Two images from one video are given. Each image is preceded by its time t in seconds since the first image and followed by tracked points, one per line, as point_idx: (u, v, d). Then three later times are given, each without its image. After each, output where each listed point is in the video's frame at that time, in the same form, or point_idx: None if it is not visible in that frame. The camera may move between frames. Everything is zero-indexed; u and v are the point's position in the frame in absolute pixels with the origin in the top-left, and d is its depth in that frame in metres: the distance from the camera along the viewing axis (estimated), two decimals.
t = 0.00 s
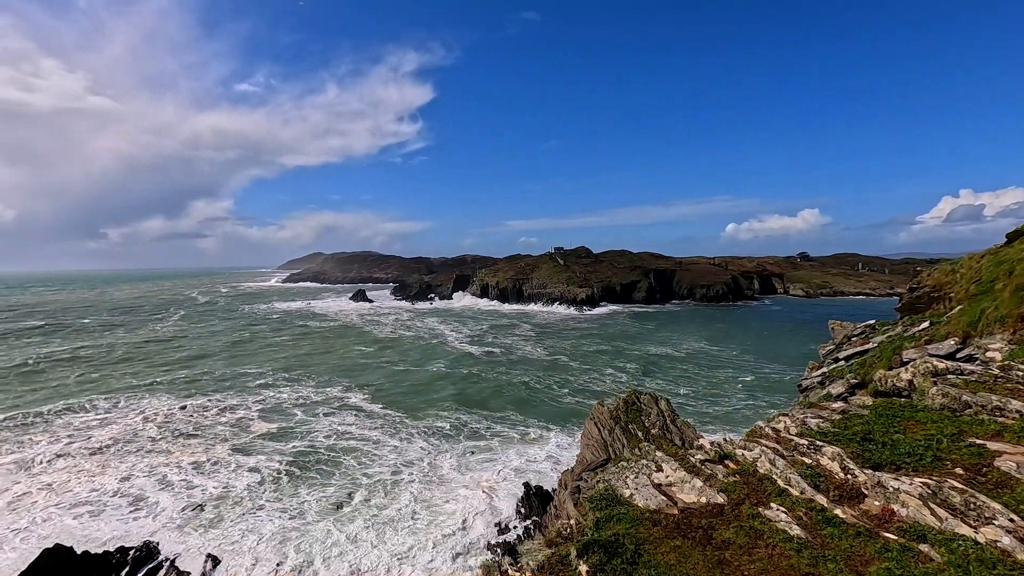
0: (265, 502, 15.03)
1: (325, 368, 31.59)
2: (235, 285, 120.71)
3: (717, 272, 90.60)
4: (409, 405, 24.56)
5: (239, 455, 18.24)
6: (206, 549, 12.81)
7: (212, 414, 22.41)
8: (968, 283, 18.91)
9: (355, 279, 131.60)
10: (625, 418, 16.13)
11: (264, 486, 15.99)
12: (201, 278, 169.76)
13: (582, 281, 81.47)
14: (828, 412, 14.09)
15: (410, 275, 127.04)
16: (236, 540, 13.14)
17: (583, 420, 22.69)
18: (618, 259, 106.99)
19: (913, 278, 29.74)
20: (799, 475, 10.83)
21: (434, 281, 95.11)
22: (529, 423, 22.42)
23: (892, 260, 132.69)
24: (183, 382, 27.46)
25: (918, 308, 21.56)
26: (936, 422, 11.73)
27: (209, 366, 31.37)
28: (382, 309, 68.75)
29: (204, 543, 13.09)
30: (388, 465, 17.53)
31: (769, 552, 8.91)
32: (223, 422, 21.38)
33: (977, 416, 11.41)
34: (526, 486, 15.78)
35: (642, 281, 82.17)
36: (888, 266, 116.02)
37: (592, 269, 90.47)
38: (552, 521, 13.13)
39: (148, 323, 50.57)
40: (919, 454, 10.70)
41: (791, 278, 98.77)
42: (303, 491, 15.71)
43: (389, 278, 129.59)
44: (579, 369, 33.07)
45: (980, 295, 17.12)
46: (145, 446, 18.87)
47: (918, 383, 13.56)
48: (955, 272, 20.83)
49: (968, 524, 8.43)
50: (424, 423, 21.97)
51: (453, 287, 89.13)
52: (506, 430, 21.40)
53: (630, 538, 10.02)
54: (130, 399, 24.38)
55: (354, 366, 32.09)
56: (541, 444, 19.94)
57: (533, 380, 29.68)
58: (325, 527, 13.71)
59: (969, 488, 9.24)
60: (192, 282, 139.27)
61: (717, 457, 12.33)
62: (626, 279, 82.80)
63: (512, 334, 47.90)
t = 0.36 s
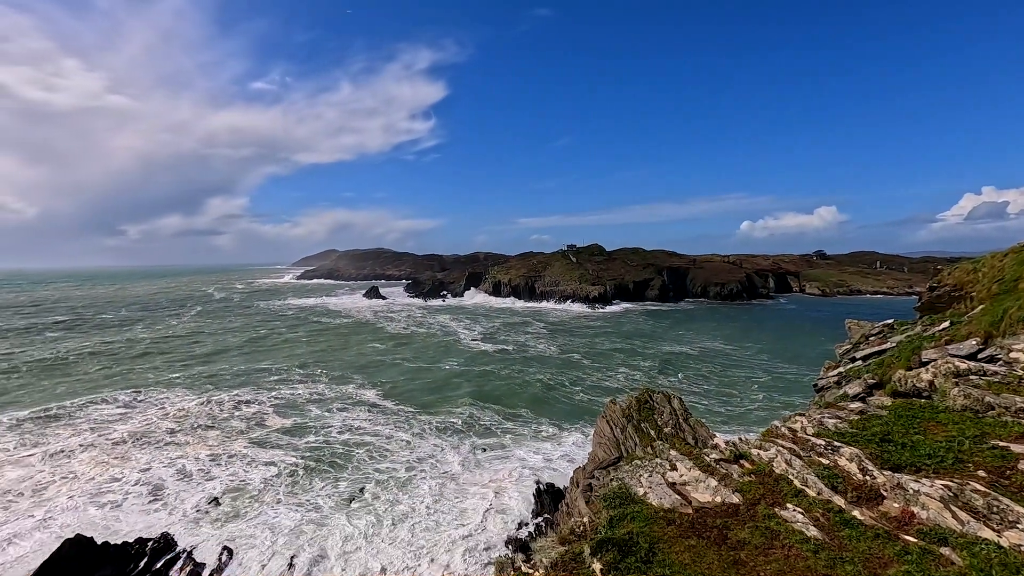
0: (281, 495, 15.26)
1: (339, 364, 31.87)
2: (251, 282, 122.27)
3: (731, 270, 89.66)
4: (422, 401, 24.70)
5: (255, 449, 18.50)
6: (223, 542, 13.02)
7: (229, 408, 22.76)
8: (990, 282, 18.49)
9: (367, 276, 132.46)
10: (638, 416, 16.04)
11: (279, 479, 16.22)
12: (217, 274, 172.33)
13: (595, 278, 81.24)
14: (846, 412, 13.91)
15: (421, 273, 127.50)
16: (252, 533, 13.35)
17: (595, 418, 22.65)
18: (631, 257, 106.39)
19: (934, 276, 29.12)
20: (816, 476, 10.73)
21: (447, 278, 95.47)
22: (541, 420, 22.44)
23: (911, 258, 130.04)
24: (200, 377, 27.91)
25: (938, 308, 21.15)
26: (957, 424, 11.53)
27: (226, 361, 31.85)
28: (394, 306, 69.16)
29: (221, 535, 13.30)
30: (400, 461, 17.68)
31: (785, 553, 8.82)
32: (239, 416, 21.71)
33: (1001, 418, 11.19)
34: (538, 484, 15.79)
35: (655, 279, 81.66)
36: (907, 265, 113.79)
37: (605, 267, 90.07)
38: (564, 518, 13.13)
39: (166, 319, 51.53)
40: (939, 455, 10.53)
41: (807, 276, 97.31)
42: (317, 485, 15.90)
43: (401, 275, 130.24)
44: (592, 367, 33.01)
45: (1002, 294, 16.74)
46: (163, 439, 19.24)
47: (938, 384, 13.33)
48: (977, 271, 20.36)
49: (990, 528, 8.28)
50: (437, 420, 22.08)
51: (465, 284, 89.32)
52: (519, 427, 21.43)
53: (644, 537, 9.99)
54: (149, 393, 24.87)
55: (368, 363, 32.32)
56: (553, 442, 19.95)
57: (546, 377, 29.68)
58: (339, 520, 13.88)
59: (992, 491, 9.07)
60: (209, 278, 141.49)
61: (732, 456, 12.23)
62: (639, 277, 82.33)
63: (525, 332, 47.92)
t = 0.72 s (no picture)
0: (292, 489, 15.40)
1: (351, 360, 32.10)
2: (265, 279, 123.65)
3: (744, 268, 88.85)
4: (434, 397, 24.82)
5: (268, 442, 18.71)
6: (236, 534, 13.14)
7: (243, 403, 23.06)
8: (1011, 281, 18.10)
9: (379, 273, 133.20)
10: (649, 414, 15.91)
11: (291, 472, 16.39)
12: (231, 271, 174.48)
13: (605, 276, 80.99)
14: (864, 412, 13.71)
15: (432, 270, 127.97)
16: (264, 525, 13.50)
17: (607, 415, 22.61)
18: (642, 254, 105.78)
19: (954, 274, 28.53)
20: (832, 476, 10.61)
21: (458, 275, 95.78)
22: (553, 417, 22.48)
23: (929, 257, 127.71)
24: (215, 372, 28.33)
25: (957, 306, 20.78)
26: (978, 425, 11.33)
27: (240, 357, 32.28)
28: (406, 303, 69.55)
29: (234, 527, 13.43)
30: (411, 456, 17.79)
31: (801, 553, 8.73)
32: (253, 411, 21.98)
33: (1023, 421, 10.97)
34: (548, 481, 15.73)
35: (667, 277, 81.18)
36: (925, 263, 111.82)
37: (617, 265, 89.68)
38: (575, 516, 13.09)
39: (182, 315, 52.34)
40: (960, 457, 10.36)
41: (821, 275, 96.09)
42: (330, 478, 16.07)
43: (412, 272, 130.86)
44: (603, 364, 32.94)
45: None
46: (179, 431, 19.55)
47: (958, 384, 13.12)
48: (998, 269, 19.95)
49: (1013, 531, 8.12)
50: (448, 415, 22.20)
51: (476, 280, 89.48)
52: (529, 423, 21.49)
53: (658, 536, 9.91)
54: (166, 387, 25.28)
55: (380, 359, 32.49)
56: (563, 438, 19.95)
57: (557, 374, 29.69)
58: (350, 515, 13.99)
59: (1015, 494, 8.91)
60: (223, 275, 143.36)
61: (746, 456, 12.12)
62: (650, 275, 81.95)
63: (536, 329, 47.93)
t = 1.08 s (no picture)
0: (306, 481, 15.58)
1: (364, 355, 32.36)
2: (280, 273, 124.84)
3: (758, 265, 87.89)
4: (446, 392, 24.91)
5: (281, 435, 18.92)
6: (250, 525, 13.31)
7: (257, 396, 23.36)
8: None
9: (391, 268, 133.81)
10: (661, 411, 15.82)
11: (305, 465, 16.56)
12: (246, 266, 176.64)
13: (617, 272, 80.72)
14: (881, 411, 13.53)
15: (444, 266, 128.46)
16: (277, 517, 13.66)
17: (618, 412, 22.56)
18: (655, 250, 105.15)
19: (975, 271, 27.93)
20: (850, 476, 10.48)
21: (469, 271, 96.03)
22: (564, 413, 22.47)
23: (949, 254, 125.23)
24: (230, 366, 28.72)
25: (977, 305, 20.36)
26: (1000, 426, 11.12)
27: (255, 351, 32.73)
28: (418, 298, 69.98)
29: (248, 518, 13.60)
30: (422, 450, 17.91)
31: (818, 553, 8.63)
32: (267, 404, 22.25)
33: None
34: (559, 478, 15.71)
35: (679, 274, 80.70)
36: (944, 261, 109.69)
37: (629, 261, 89.21)
38: (587, 513, 13.07)
39: (198, 309, 53.18)
40: (982, 458, 10.17)
41: (836, 272, 94.72)
42: (342, 471, 16.22)
43: (423, 267, 131.35)
44: (614, 361, 32.88)
45: None
46: (195, 424, 19.86)
47: (979, 384, 12.88)
48: (1021, 267, 19.49)
49: None
50: (460, 410, 22.29)
51: (487, 277, 89.67)
52: (541, 419, 21.50)
53: (672, 533, 9.84)
54: (183, 380, 25.70)
55: (393, 353, 32.70)
56: (573, 434, 19.94)
57: (569, 370, 29.70)
58: (363, 507, 14.13)
59: None
60: (238, 269, 145.35)
61: (761, 454, 12.02)
62: (662, 271, 81.58)
63: (547, 325, 47.95)
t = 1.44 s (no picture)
0: (318, 473, 15.78)
1: (378, 349, 32.64)
2: (294, 267, 126.20)
3: (773, 261, 86.84)
4: (458, 386, 25.05)
5: (295, 427, 19.17)
6: (264, 516, 13.50)
7: (272, 388, 23.70)
8: None
9: (403, 263, 134.49)
10: (674, 408, 15.72)
11: (317, 457, 16.76)
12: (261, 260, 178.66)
13: (630, 268, 80.36)
14: (900, 411, 13.29)
15: (456, 260, 128.80)
16: (290, 508, 13.86)
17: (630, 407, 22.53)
18: (668, 246, 104.33)
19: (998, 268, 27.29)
20: (867, 475, 10.36)
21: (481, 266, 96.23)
22: (576, 408, 22.50)
23: (971, 252, 122.48)
24: (246, 358, 29.18)
25: (999, 303, 19.92)
26: None
27: (270, 344, 33.21)
28: (430, 293, 70.28)
29: (262, 510, 13.78)
30: (435, 443, 18.07)
31: (833, 552, 8.55)
32: (282, 396, 22.57)
33: None
34: (570, 473, 15.71)
35: (692, 270, 80.11)
36: (967, 258, 107.29)
37: (641, 257, 88.65)
38: (598, 509, 13.06)
39: (215, 302, 54.01)
40: (1005, 458, 9.98)
41: (853, 269, 93.20)
42: (355, 463, 16.41)
43: (436, 262, 131.87)
44: (626, 357, 32.79)
45: None
46: (212, 415, 20.21)
47: (1001, 384, 12.62)
48: None
49: None
50: (472, 404, 22.41)
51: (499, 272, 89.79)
52: (553, 414, 21.55)
53: (685, 530, 9.79)
54: (200, 372, 26.16)
55: (407, 348, 32.93)
56: (584, 429, 19.98)
57: (581, 366, 29.73)
58: (373, 500, 14.27)
59: None
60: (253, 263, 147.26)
61: (776, 453, 11.90)
62: (675, 267, 81.04)
63: (560, 320, 47.94)
